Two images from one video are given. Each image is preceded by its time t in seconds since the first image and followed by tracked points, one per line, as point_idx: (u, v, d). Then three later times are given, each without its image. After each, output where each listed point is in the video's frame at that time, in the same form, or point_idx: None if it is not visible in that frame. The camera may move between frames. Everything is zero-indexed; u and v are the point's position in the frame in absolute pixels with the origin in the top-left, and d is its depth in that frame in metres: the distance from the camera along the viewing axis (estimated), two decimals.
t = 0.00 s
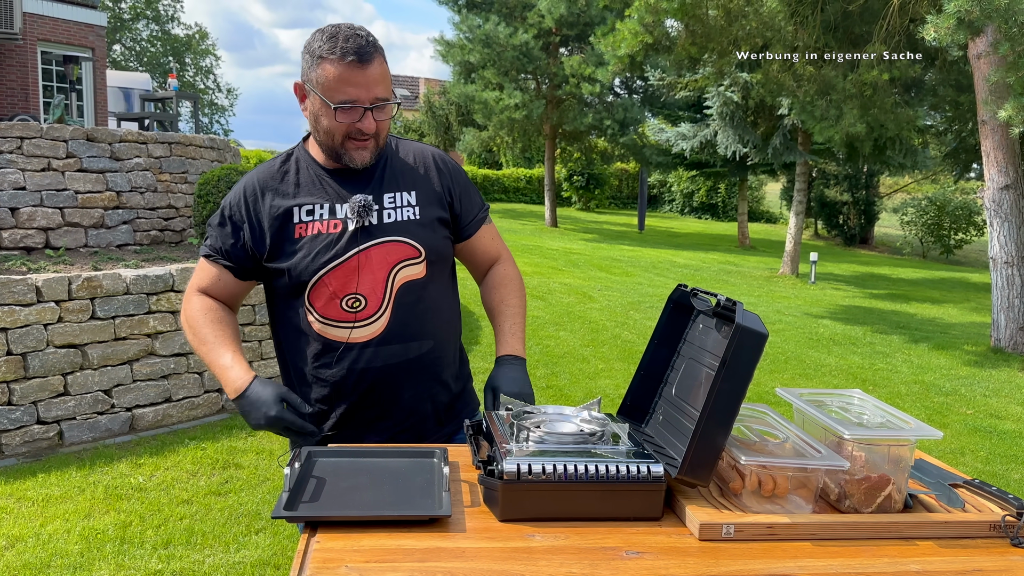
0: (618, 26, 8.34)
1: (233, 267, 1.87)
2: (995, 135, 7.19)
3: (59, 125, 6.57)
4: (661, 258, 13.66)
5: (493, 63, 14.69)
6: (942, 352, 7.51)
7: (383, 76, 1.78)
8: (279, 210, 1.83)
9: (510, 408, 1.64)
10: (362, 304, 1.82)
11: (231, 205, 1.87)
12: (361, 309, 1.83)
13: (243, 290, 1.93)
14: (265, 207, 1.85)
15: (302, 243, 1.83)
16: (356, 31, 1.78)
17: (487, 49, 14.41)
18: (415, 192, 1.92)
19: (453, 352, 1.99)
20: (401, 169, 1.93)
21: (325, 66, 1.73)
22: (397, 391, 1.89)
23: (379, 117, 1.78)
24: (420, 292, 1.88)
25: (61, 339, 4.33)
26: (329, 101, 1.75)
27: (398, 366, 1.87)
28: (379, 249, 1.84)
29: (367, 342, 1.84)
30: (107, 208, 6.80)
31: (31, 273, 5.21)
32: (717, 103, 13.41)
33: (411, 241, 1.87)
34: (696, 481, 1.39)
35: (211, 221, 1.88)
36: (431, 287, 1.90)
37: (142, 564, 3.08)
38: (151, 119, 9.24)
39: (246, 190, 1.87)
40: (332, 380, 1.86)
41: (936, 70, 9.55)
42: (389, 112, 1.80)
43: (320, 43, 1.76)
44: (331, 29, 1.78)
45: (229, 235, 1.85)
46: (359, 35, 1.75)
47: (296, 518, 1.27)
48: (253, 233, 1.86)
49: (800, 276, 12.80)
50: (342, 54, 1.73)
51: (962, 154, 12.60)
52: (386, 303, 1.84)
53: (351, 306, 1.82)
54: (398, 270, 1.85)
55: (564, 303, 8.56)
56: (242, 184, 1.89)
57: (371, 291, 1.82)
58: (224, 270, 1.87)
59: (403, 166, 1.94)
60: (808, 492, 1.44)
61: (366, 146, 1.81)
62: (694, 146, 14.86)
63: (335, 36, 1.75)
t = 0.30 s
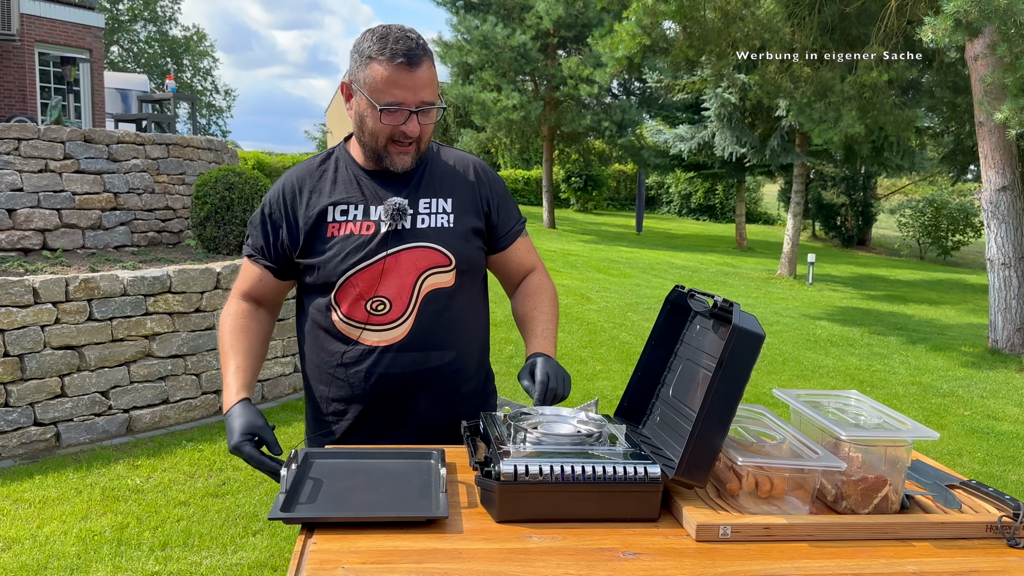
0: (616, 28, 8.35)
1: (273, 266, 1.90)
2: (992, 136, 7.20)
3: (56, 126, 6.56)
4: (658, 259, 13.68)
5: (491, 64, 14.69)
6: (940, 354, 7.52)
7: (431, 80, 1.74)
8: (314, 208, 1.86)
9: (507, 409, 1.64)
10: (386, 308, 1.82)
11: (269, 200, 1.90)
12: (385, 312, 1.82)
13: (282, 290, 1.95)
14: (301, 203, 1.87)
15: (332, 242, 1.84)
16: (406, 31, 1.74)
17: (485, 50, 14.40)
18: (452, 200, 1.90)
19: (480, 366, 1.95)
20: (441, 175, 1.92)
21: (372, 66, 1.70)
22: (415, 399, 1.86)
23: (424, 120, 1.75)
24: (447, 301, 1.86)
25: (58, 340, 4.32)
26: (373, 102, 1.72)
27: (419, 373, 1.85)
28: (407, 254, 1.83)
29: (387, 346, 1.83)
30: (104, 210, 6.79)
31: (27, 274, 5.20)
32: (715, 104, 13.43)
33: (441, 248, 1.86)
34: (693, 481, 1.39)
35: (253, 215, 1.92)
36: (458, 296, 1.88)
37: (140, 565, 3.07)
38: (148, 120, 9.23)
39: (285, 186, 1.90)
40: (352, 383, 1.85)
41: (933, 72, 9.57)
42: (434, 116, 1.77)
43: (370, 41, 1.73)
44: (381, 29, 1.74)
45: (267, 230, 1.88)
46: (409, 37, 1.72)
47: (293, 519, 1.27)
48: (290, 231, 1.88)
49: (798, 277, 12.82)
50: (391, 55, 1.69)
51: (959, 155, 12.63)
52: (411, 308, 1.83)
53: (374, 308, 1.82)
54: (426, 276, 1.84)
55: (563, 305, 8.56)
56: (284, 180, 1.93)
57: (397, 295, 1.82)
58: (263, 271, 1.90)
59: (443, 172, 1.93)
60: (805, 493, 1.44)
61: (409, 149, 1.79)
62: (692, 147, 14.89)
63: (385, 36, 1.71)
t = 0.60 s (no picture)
0: (614, 28, 8.34)
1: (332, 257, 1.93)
2: (989, 137, 7.20)
3: (53, 127, 6.55)
4: (656, 259, 13.69)
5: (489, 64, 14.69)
6: (937, 354, 7.53)
7: (497, 83, 1.73)
8: (373, 199, 1.87)
9: (503, 410, 1.63)
10: (433, 306, 1.81)
11: (334, 187, 1.93)
12: (431, 311, 1.82)
13: (333, 280, 1.96)
14: (363, 192, 1.89)
15: (386, 235, 1.85)
16: (476, 32, 1.73)
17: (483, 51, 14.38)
18: (511, 204, 1.86)
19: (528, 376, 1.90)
20: (505, 177, 1.88)
21: (440, 66, 1.71)
22: (456, 402, 1.84)
23: (487, 123, 1.74)
24: (495, 305, 1.83)
25: (55, 341, 4.31)
26: (439, 103, 1.73)
27: (460, 375, 1.83)
28: (458, 253, 1.82)
29: (429, 346, 1.83)
30: (102, 210, 6.78)
31: (24, 275, 5.19)
32: (714, 106, 13.45)
33: (494, 251, 1.82)
34: (690, 482, 1.39)
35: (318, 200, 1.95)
36: (508, 302, 1.84)
37: (137, 566, 3.06)
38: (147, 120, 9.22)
39: (351, 174, 1.92)
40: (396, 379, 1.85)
41: (930, 73, 9.58)
42: (498, 119, 1.76)
43: (440, 41, 1.73)
44: (451, 27, 1.74)
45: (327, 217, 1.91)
46: (478, 38, 1.71)
47: (289, 521, 1.27)
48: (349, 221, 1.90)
49: (796, 278, 12.84)
50: (458, 56, 1.69)
51: (956, 156, 12.66)
52: (458, 310, 1.81)
53: (421, 306, 1.82)
54: (475, 278, 1.81)
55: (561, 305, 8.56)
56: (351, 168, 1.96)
57: (445, 295, 1.81)
58: (318, 257, 1.92)
59: (508, 174, 1.89)
60: (802, 494, 1.44)
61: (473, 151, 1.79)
62: (690, 148, 14.91)
63: (454, 37, 1.71)
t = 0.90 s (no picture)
0: (612, 29, 8.34)
1: (365, 256, 1.89)
2: (987, 138, 7.21)
3: (51, 127, 6.54)
4: (655, 260, 13.70)
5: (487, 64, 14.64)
6: (936, 355, 7.54)
7: (511, 84, 1.68)
8: (398, 198, 1.86)
9: (502, 410, 1.63)
10: (455, 307, 1.81)
11: (361, 187, 1.93)
12: (453, 311, 1.82)
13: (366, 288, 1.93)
14: (389, 191, 1.89)
15: (410, 234, 1.84)
16: (489, 31, 1.68)
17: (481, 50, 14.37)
18: (536, 204, 1.85)
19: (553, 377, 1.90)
20: (530, 177, 1.87)
21: (450, 68, 1.67)
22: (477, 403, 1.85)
23: (501, 125, 1.71)
24: (517, 305, 1.82)
25: (52, 341, 4.31)
26: (451, 106, 1.71)
27: (480, 376, 1.83)
28: (480, 253, 1.81)
29: (451, 347, 1.82)
30: (100, 210, 6.77)
31: (22, 275, 5.19)
32: (713, 106, 13.44)
33: (517, 251, 1.81)
34: (688, 483, 1.39)
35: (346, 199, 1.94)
36: (530, 303, 1.83)
37: (134, 567, 3.06)
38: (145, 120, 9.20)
39: (378, 174, 1.92)
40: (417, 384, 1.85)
41: (928, 73, 9.57)
42: (512, 120, 1.73)
43: (453, 41, 1.69)
44: (465, 28, 1.69)
45: (354, 216, 1.89)
46: (490, 38, 1.65)
47: (286, 522, 1.26)
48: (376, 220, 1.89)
49: (794, 278, 12.85)
50: (468, 59, 1.65)
51: (955, 156, 12.67)
52: (480, 310, 1.81)
53: (443, 306, 1.82)
54: (498, 279, 1.80)
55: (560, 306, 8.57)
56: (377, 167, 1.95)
57: (467, 296, 1.81)
58: (356, 260, 1.88)
59: (532, 174, 1.87)
60: (799, 494, 1.45)
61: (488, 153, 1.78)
62: (689, 148, 14.91)
63: (466, 37, 1.67)
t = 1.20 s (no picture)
0: (611, 29, 8.33)
1: (348, 272, 1.86)
2: (986, 138, 7.21)
3: (50, 126, 6.53)
4: (654, 259, 13.70)
5: (487, 64, 14.58)
6: (935, 354, 7.55)
7: (456, 93, 1.65)
8: (376, 210, 1.84)
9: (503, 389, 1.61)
10: (450, 313, 1.80)
11: (336, 204, 1.89)
12: (449, 318, 1.80)
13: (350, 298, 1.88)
14: (366, 204, 1.86)
15: (394, 245, 1.82)
16: (428, 40, 1.63)
17: (480, 50, 14.36)
18: (516, 199, 1.85)
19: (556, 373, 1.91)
20: (504, 173, 1.87)
21: (392, 84, 1.63)
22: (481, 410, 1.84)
23: (452, 136, 1.69)
24: (512, 305, 1.82)
25: (52, 341, 4.30)
26: (399, 123, 1.69)
27: (483, 381, 1.82)
28: (470, 256, 1.79)
29: (451, 355, 1.81)
30: (99, 210, 6.76)
31: (22, 274, 5.19)
32: (713, 106, 13.43)
33: (506, 250, 1.81)
34: (687, 484, 1.39)
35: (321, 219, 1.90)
36: (524, 300, 1.83)
37: (133, 567, 3.06)
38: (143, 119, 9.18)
39: (351, 188, 1.89)
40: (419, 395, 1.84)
41: (927, 73, 9.55)
42: (464, 128, 1.70)
43: (392, 55, 1.65)
44: (404, 40, 1.65)
45: (334, 236, 1.85)
46: (428, 49, 1.61)
47: (285, 522, 1.26)
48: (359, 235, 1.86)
49: (793, 278, 12.85)
50: (404, 74, 1.60)
51: (954, 156, 12.68)
52: (476, 315, 1.80)
53: (438, 315, 1.80)
54: (491, 280, 1.80)
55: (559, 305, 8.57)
56: (348, 182, 1.92)
57: (461, 301, 1.79)
58: (340, 277, 1.85)
59: (506, 170, 1.88)
60: (799, 495, 1.44)
61: (445, 163, 1.77)
62: (688, 148, 14.91)
63: (404, 50, 1.62)
